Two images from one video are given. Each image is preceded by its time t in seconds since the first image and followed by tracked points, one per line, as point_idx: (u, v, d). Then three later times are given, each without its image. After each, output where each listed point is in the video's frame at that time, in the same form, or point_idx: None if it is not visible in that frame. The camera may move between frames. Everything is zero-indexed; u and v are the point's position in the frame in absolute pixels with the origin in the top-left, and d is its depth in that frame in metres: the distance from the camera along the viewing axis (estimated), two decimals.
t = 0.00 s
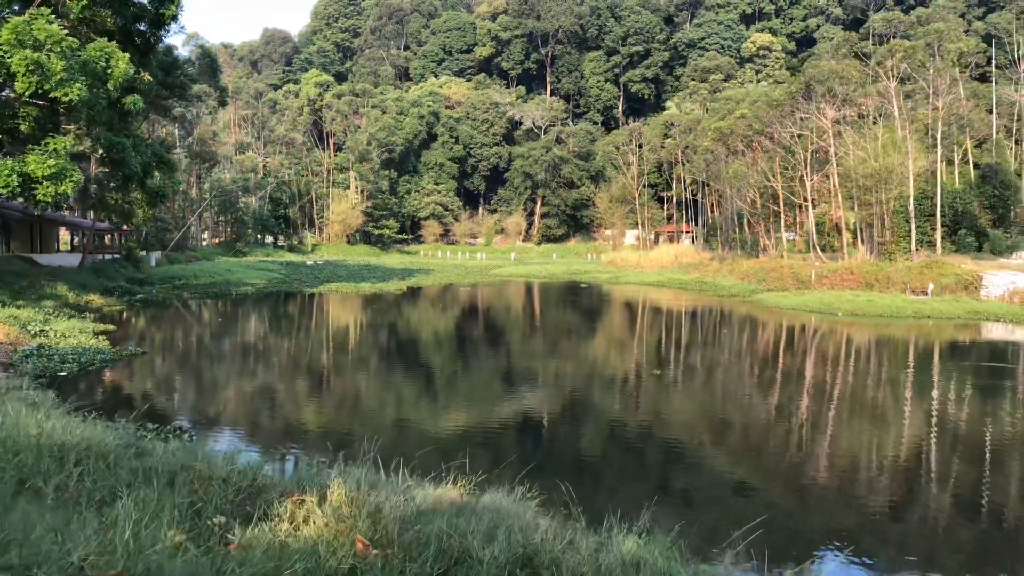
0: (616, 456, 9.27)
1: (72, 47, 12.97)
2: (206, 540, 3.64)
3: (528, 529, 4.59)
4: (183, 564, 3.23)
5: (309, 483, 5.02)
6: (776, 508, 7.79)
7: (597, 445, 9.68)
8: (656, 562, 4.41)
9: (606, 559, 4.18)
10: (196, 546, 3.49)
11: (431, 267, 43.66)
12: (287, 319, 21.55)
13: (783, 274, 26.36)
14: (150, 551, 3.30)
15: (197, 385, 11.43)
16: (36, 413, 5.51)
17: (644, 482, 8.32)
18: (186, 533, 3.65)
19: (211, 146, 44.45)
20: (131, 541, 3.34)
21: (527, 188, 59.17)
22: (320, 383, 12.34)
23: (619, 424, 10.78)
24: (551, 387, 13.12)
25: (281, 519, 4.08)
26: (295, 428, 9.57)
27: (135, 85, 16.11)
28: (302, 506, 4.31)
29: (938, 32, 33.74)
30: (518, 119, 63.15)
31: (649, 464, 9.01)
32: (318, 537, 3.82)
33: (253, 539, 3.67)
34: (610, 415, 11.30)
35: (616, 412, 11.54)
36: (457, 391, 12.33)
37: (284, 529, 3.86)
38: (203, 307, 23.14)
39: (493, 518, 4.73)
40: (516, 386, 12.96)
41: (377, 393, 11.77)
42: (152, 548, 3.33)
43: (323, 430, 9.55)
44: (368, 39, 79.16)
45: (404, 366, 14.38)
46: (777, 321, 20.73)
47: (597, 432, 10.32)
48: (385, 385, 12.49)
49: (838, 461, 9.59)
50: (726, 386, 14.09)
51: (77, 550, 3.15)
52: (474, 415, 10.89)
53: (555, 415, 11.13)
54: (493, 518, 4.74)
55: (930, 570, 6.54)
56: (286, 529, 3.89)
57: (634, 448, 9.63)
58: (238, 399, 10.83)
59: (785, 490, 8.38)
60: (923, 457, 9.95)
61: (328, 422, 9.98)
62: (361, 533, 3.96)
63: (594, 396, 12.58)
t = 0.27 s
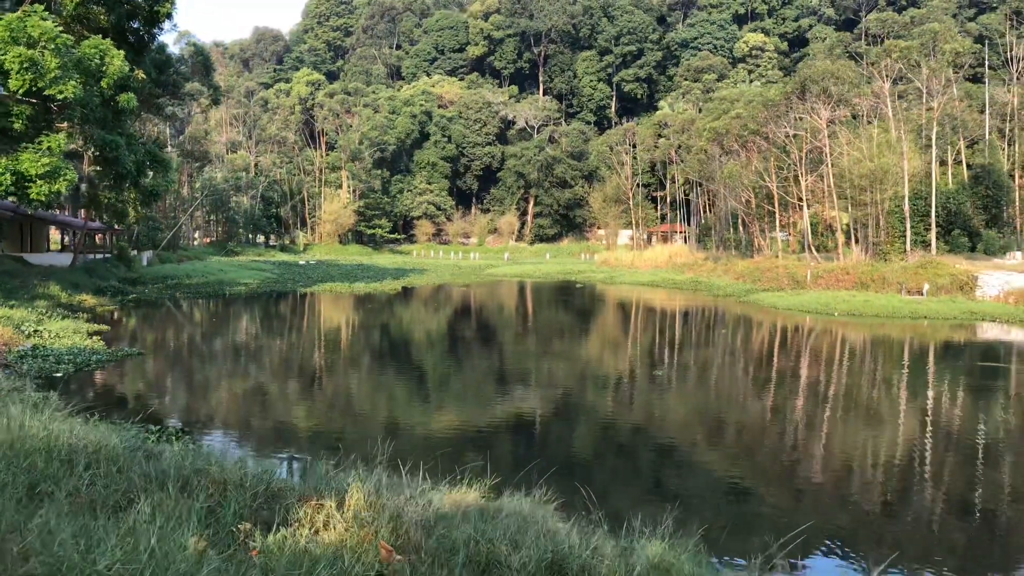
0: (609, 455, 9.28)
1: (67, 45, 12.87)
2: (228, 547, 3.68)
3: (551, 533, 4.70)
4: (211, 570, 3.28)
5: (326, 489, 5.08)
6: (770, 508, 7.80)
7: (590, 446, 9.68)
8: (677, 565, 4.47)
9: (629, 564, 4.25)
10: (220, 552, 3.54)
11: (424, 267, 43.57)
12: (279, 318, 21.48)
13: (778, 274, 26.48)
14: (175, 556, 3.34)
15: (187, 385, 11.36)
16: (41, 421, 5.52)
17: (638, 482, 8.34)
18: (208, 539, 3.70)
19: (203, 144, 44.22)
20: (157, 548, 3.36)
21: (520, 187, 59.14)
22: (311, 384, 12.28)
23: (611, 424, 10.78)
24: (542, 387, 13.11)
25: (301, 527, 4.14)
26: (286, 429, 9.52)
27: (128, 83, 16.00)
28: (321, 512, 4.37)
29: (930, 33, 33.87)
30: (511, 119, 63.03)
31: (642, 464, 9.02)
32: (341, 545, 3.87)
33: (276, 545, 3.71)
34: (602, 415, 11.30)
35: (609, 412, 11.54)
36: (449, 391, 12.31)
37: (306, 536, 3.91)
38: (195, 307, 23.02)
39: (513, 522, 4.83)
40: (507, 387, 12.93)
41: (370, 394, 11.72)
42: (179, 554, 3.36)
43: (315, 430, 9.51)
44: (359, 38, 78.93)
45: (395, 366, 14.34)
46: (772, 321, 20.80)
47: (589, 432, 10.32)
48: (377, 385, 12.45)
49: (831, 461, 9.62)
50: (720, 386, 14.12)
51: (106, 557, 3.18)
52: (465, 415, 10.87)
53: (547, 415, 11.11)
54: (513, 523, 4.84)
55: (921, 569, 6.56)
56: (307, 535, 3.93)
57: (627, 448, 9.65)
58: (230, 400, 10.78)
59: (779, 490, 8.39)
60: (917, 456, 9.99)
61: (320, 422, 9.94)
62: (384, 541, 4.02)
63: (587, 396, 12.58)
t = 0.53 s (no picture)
0: (606, 456, 9.27)
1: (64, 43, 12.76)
2: (254, 552, 3.71)
3: (581, 540, 4.72)
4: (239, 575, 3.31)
5: (347, 493, 5.10)
6: (768, 508, 7.81)
7: (585, 447, 9.65)
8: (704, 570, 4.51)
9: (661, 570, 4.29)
10: (246, 556, 3.57)
11: (420, 267, 43.51)
12: (272, 319, 21.40)
13: (776, 274, 26.57)
14: (203, 562, 3.38)
15: (181, 386, 11.30)
16: (55, 429, 5.57)
17: (634, 482, 8.33)
18: (232, 545, 3.73)
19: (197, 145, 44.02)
20: (185, 554, 3.40)
21: (514, 188, 59.07)
22: (306, 385, 12.23)
23: (606, 425, 10.77)
24: (538, 387, 13.09)
25: (325, 531, 4.16)
26: (280, 430, 9.47)
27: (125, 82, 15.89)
28: (344, 516, 4.39)
29: (926, 35, 34.00)
30: (506, 119, 62.99)
31: (639, 464, 9.01)
32: (370, 548, 3.89)
33: (304, 550, 3.74)
34: (597, 416, 11.28)
35: (604, 413, 11.52)
36: (444, 393, 12.27)
37: (332, 540, 3.93)
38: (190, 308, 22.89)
39: (541, 528, 4.85)
40: (501, 388, 12.90)
41: (365, 395, 11.67)
42: (205, 560, 3.39)
43: (308, 432, 9.45)
44: (353, 38, 78.72)
45: (390, 367, 14.30)
46: (770, 321, 20.83)
47: (585, 433, 10.31)
48: (371, 386, 12.39)
49: (830, 463, 9.60)
50: (718, 387, 14.13)
51: (133, 565, 3.22)
52: (460, 416, 10.85)
53: (541, 417, 11.07)
54: (541, 528, 4.87)
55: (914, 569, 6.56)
56: (332, 539, 3.95)
57: (622, 448, 9.63)
58: (224, 401, 10.73)
59: (777, 490, 8.40)
60: (916, 457, 9.99)
61: (314, 423, 9.90)
62: (412, 546, 4.04)
63: (583, 398, 12.56)
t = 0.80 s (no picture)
0: (604, 455, 9.29)
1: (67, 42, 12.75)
2: (284, 561, 3.78)
3: (615, 547, 4.76)
4: None
5: (373, 498, 5.14)
6: (768, 508, 7.81)
7: (583, 446, 9.67)
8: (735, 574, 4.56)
9: None
10: (277, 565, 3.64)
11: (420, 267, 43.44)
12: (271, 319, 21.42)
13: (778, 273, 26.60)
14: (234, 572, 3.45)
15: (179, 386, 11.30)
16: (74, 435, 5.64)
17: (633, 481, 8.35)
18: (263, 553, 3.79)
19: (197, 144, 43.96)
20: (219, 565, 3.47)
21: (514, 187, 59.00)
22: (305, 385, 12.23)
23: (605, 425, 10.78)
24: (537, 387, 13.10)
25: (354, 538, 4.20)
26: (278, 429, 9.47)
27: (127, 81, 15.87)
28: (372, 523, 4.43)
29: (927, 35, 33.99)
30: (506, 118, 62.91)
31: (636, 463, 9.04)
32: (402, 559, 3.92)
33: (335, 559, 3.79)
34: (594, 415, 11.29)
35: (603, 412, 11.53)
36: (443, 392, 12.27)
37: (363, 549, 3.96)
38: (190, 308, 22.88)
39: (573, 533, 4.88)
40: (500, 387, 12.91)
41: (363, 395, 11.66)
42: (237, 571, 3.46)
43: (305, 431, 9.46)
44: (352, 37, 78.59)
45: (388, 367, 14.31)
46: (773, 321, 20.82)
47: (583, 432, 10.33)
48: (370, 386, 12.39)
49: (833, 462, 9.63)
50: (719, 387, 14.13)
51: None
52: (459, 415, 10.87)
53: (539, 416, 11.07)
54: (573, 534, 4.91)
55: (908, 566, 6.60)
56: (362, 548, 3.99)
57: (620, 448, 9.65)
58: (223, 400, 10.74)
59: (776, 489, 8.44)
60: (920, 457, 10.01)
61: (312, 422, 9.91)
62: (444, 554, 4.06)
63: (583, 397, 12.56)
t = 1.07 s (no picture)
0: (606, 455, 9.31)
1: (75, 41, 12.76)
2: (323, 560, 3.79)
3: (650, 550, 4.75)
4: None
5: (404, 500, 5.14)
6: (771, 507, 7.84)
7: (585, 445, 9.68)
8: None
9: None
10: (317, 564, 3.66)
11: (422, 267, 43.45)
12: (274, 319, 21.42)
13: (782, 272, 26.70)
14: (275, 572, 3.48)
15: (183, 385, 11.31)
16: (96, 435, 5.68)
17: (634, 481, 8.37)
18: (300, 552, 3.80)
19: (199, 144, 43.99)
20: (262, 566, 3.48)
21: (515, 187, 58.98)
22: (309, 384, 12.25)
23: (608, 424, 10.78)
24: (540, 387, 13.11)
25: (389, 538, 4.19)
26: (281, 429, 9.49)
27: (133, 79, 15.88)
28: (407, 521, 4.43)
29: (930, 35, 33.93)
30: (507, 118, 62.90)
31: (639, 463, 9.06)
32: (441, 557, 3.91)
33: (374, 559, 3.79)
34: (596, 415, 11.30)
35: (607, 413, 11.53)
36: (445, 391, 12.28)
37: (402, 549, 3.96)
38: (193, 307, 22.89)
39: (607, 534, 4.91)
40: (504, 387, 12.91)
41: (366, 395, 11.66)
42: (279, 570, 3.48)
43: (308, 431, 9.47)
44: (353, 37, 78.57)
45: (391, 366, 14.31)
46: (777, 321, 20.78)
47: (584, 432, 10.35)
48: (372, 385, 12.39)
49: (837, 461, 9.65)
50: (722, 387, 14.12)
51: None
52: (461, 414, 10.89)
53: (541, 416, 11.07)
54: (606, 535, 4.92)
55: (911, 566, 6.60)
56: (400, 549, 3.98)
57: (622, 447, 9.67)
58: (227, 400, 10.76)
59: (778, 488, 8.47)
60: (925, 456, 10.03)
61: (316, 422, 9.94)
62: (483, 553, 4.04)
63: (587, 397, 12.55)
